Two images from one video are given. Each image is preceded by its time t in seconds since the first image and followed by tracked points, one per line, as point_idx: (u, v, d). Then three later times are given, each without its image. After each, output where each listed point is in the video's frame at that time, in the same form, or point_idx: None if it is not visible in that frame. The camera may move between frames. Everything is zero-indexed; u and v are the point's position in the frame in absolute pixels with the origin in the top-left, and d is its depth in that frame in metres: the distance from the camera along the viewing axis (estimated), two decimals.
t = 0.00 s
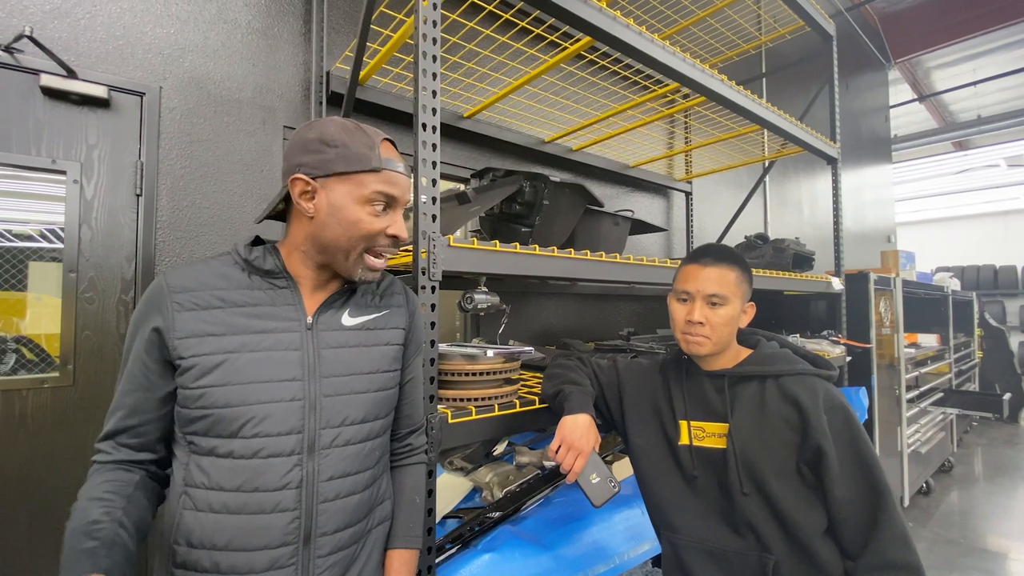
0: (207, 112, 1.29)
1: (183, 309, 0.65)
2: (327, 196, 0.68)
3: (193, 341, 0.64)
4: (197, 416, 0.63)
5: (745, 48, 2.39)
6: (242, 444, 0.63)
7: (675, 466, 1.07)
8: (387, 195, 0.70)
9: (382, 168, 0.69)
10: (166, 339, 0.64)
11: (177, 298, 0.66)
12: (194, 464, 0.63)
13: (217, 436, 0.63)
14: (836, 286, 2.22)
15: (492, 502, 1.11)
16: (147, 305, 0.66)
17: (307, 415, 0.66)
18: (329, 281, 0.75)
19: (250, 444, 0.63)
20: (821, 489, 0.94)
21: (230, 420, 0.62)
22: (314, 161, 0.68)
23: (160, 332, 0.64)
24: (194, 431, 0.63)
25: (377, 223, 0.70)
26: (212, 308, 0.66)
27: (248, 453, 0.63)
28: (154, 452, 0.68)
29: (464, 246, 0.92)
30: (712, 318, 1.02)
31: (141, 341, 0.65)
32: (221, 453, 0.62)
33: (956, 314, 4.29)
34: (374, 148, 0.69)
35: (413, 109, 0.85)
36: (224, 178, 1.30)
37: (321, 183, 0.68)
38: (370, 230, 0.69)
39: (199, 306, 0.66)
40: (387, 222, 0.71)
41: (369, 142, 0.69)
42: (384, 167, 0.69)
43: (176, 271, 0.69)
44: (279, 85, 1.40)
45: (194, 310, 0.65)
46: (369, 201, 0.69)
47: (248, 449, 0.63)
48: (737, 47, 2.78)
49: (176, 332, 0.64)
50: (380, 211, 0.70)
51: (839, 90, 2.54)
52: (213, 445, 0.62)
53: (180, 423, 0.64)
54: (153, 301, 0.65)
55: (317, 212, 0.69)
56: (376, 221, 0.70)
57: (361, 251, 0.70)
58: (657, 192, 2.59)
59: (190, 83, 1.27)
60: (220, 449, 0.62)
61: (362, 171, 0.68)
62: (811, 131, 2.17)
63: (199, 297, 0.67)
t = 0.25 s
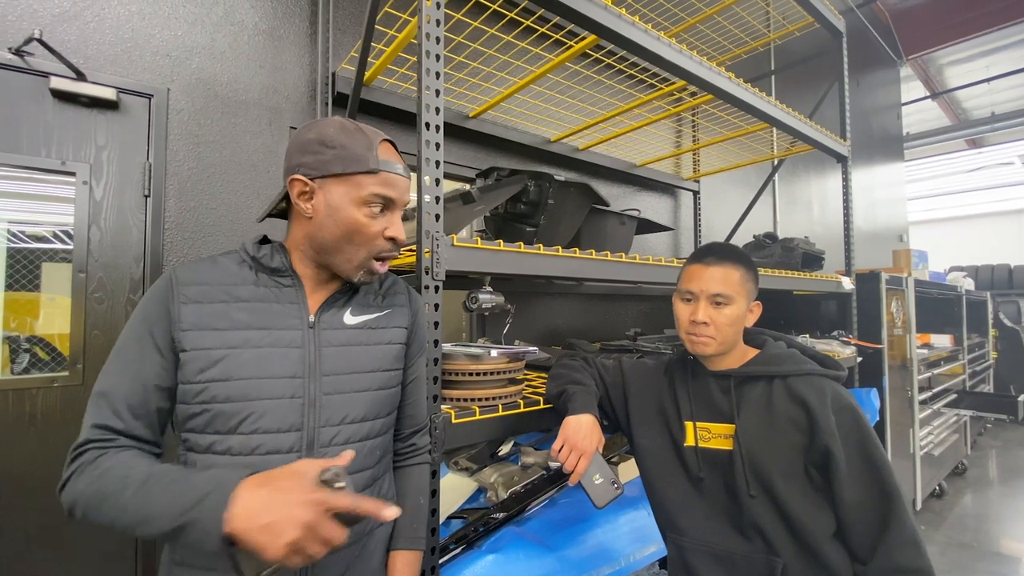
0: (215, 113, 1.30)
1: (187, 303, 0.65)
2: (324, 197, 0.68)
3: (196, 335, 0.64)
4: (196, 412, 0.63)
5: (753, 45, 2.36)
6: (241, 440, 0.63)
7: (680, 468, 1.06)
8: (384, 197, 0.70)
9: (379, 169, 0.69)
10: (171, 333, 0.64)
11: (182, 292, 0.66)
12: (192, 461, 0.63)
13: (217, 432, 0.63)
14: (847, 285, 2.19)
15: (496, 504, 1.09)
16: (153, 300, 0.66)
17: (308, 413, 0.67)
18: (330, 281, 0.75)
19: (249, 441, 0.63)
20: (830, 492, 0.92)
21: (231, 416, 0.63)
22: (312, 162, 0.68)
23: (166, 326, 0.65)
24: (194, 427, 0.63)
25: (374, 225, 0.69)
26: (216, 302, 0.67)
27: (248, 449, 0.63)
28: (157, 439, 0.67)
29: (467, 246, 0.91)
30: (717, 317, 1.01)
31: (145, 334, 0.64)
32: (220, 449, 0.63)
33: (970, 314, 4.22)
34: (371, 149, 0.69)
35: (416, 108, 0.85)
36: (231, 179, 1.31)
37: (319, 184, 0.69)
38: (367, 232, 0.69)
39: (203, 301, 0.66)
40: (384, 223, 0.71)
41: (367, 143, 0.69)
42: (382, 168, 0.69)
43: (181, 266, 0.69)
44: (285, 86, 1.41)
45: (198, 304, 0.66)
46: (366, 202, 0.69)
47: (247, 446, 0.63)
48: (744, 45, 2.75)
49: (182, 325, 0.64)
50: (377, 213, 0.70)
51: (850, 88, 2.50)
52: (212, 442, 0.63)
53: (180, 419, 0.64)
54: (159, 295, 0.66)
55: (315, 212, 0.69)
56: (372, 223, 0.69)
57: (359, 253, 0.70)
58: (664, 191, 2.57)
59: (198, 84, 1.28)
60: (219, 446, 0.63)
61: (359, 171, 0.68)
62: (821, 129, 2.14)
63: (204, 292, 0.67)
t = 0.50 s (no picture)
0: (221, 114, 1.31)
1: (193, 304, 0.65)
2: (335, 198, 0.68)
3: (203, 336, 0.64)
4: (204, 413, 0.63)
5: (761, 42, 2.34)
6: (249, 441, 0.63)
7: (686, 469, 1.05)
8: (395, 202, 0.70)
9: (391, 173, 0.69)
10: (177, 334, 0.64)
11: (188, 293, 0.66)
12: (200, 462, 0.63)
13: (225, 433, 0.63)
14: (857, 285, 2.16)
15: (500, 505, 1.08)
16: (157, 301, 0.66)
17: (314, 413, 0.67)
18: (337, 281, 0.75)
19: (257, 442, 0.63)
20: (839, 495, 0.91)
21: (239, 416, 0.63)
22: (325, 163, 0.68)
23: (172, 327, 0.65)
24: (202, 428, 0.63)
25: (384, 229, 0.69)
26: (223, 303, 0.67)
27: (256, 450, 0.63)
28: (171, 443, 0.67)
29: (470, 245, 0.91)
30: (724, 318, 1.00)
31: (150, 336, 0.64)
32: (228, 450, 0.63)
33: (983, 315, 4.15)
34: (385, 153, 0.69)
35: (418, 108, 0.85)
36: (237, 179, 1.32)
37: (330, 185, 0.68)
38: (378, 236, 0.69)
39: (209, 301, 0.66)
40: (394, 228, 0.71)
41: (380, 148, 0.69)
42: (394, 172, 0.69)
43: (186, 266, 0.69)
44: (291, 87, 1.41)
45: (204, 305, 0.66)
46: (378, 206, 0.69)
47: (255, 447, 0.63)
48: (752, 43, 2.73)
49: (189, 326, 0.64)
50: (387, 217, 0.70)
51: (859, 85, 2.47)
52: (219, 443, 0.63)
53: (188, 419, 0.64)
54: (165, 296, 0.66)
55: (325, 213, 0.69)
56: (383, 227, 0.69)
57: (368, 255, 0.70)
58: (671, 190, 2.55)
59: (204, 86, 1.28)
60: (227, 446, 0.63)
61: (371, 175, 0.68)
62: (830, 126, 2.11)
63: (211, 293, 0.67)
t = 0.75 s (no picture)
0: (226, 115, 1.31)
1: (188, 306, 0.65)
2: (331, 198, 0.68)
3: (198, 338, 0.64)
4: (200, 414, 0.63)
5: (769, 40, 2.32)
6: (244, 443, 0.63)
7: (692, 472, 1.03)
8: (391, 201, 0.69)
9: (386, 171, 0.68)
10: (173, 336, 0.64)
11: (183, 294, 0.66)
12: (197, 462, 0.63)
13: (220, 434, 0.63)
14: (867, 285, 2.13)
15: (503, 505, 1.08)
16: (153, 302, 0.66)
17: (310, 414, 0.66)
18: (335, 282, 0.75)
19: (251, 443, 0.63)
20: (848, 498, 0.90)
21: (233, 418, 0.63)
22: (320, 162, 0.68)
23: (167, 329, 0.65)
24: (198, 429, 0.64)
25: (379, 229, 0.69)
26: (219, 304, 0.67)
27: (251, 452, 0.63)
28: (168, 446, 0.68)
29: (473, 245, 0.90)
30: (730, 318, 0.98)
31: (146, 338, 0.65)
32: (223, 451, 0.63)
33: (996, 315, 4.09)
34: (380, 151, 0.68)
35: (421, 106, 0.84)
36: (242, 180, 1.33)
37: (326, 184, 0.68)
38: (373, 236, 0.69)
39: (204, 303, 0.66)
40: (390, 227, 0.70)
41: (375, 145, 0.68)
42: (390, 171, 0.69)
43: (182, 268, 0.69)
44: (296, 88, 1.42)
45: (199, 306, 0.66)
46: (373, 206, 0.68)
47: (249, 448, 0.63)
48: (759, 40, 2.70)
49: (183, 328, 0.64)
50: (383, 216, 0.69)
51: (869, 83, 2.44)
52: (215, 444, 0.63)
53: (185, 420, 0.64)
54: (161, 297, 0.66)
55: (321, 212, 0.69)
56: (378, 226, 0.69)
57: (364, 255, 0.70)
58: (677, 189, 2.53)
59: (210, 87, 1.29)
60: (222, 447, 0.63)
61: (366, 174, 0.67)
62: (839, 124, 2.08)
63: (206, 294, 0.67)
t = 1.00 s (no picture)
0: (232, 116, 1.32)
1: (194, 308, 0.65)
2: (341, 198, 0.68)
3: (204, 340, 0.64)
4: (208, 416, 0.63)
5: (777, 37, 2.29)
6: (251, 444, 0.63)
7: (700, 474, 1.02)
8: (401, 202, 0.69)
9: (398, 172, 0.68)
10: (179, 339, 0.64)
11: (189, 297, 0.66)
12: (205, 464, 0.64)
13: (227, 436, 0.63)
14: (877, 285, 2.10)
15: (509, 506, 1.08)
16: (158, 305, 0.66)
17: (317, 415, 0.66)
18: (342, 282, 0.74)
19: (259, 445, 0.63)
20: (860, 502, 0.88)
21: (240, 419, 0.63)
22: (330, 162, 0.67)
23: (173, 332, 0.65)
24: (206, 431, 0.64)
25: (389, 229, 0.69)
26: (225, 306, 0.67)
27: (258, 453, 0.63)
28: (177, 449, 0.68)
29: (478, 244, 0.89)
30: (737, 317, 0.97)
31: (153, 341, 0.65)
32: (231, 453, 0.63)
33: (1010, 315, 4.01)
34: (391, 152, 0.68)
35: (425, 104, 0.84)
36: (248, 180, 1.33)
37: (335, 184, 0.68)
38: (382, 236, 0.68)
39: (210, 305, 0.66)
40: (399, 228, 0.70)
41: (387, 146, 0.68)
42: (401, 172, 0.68)
43: (188, 270, 0.69)
44: (302, 89, 1.42)
45: (205, 309, 0.66)
46: (383, 207, 0.68)
47: (257, 450, 0.63)
48: (767, 38, 2.67)
49: (189, 331, 0.64)
50: (393, 217, 0.69)
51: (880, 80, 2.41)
52: (223, 445, 0.63)
53: (192, 422, 0.64)
54: (167, 300, 0.66)
55: (330, 212, 0.69)
56: (388, 227, 0.69)
57: (372, 255, 0.69)
58: (684, 189, 2.51)
59: (217, 88, 1.30)
60: (230, 449, 0.63)
61: (377, 175, 0.67)
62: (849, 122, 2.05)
63: (213, 296, 0.67)
